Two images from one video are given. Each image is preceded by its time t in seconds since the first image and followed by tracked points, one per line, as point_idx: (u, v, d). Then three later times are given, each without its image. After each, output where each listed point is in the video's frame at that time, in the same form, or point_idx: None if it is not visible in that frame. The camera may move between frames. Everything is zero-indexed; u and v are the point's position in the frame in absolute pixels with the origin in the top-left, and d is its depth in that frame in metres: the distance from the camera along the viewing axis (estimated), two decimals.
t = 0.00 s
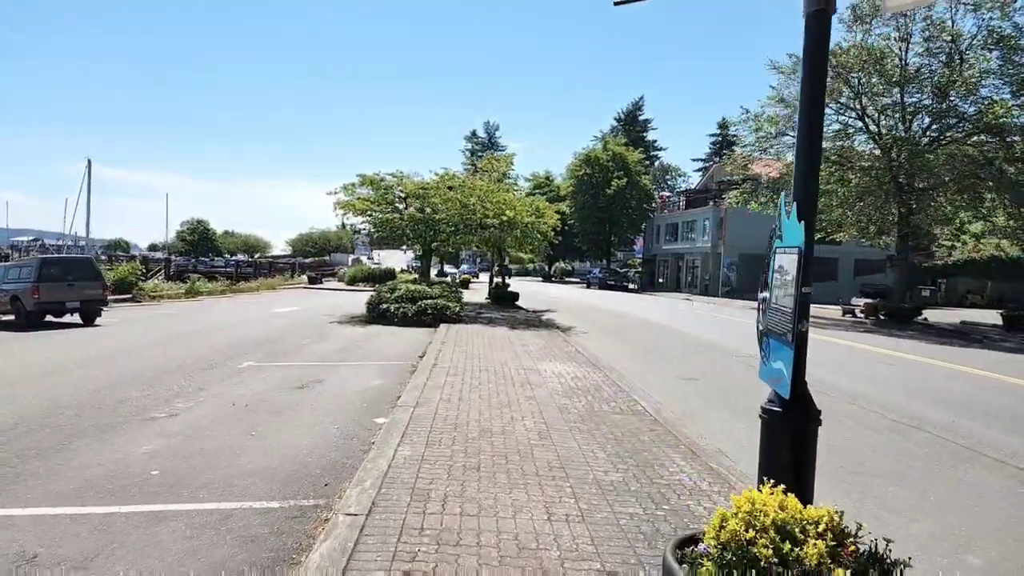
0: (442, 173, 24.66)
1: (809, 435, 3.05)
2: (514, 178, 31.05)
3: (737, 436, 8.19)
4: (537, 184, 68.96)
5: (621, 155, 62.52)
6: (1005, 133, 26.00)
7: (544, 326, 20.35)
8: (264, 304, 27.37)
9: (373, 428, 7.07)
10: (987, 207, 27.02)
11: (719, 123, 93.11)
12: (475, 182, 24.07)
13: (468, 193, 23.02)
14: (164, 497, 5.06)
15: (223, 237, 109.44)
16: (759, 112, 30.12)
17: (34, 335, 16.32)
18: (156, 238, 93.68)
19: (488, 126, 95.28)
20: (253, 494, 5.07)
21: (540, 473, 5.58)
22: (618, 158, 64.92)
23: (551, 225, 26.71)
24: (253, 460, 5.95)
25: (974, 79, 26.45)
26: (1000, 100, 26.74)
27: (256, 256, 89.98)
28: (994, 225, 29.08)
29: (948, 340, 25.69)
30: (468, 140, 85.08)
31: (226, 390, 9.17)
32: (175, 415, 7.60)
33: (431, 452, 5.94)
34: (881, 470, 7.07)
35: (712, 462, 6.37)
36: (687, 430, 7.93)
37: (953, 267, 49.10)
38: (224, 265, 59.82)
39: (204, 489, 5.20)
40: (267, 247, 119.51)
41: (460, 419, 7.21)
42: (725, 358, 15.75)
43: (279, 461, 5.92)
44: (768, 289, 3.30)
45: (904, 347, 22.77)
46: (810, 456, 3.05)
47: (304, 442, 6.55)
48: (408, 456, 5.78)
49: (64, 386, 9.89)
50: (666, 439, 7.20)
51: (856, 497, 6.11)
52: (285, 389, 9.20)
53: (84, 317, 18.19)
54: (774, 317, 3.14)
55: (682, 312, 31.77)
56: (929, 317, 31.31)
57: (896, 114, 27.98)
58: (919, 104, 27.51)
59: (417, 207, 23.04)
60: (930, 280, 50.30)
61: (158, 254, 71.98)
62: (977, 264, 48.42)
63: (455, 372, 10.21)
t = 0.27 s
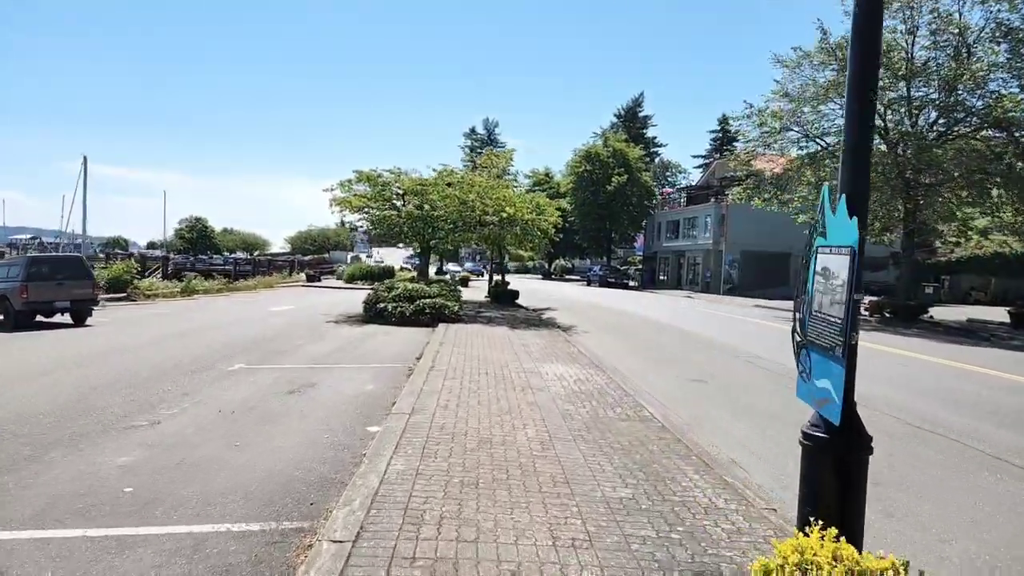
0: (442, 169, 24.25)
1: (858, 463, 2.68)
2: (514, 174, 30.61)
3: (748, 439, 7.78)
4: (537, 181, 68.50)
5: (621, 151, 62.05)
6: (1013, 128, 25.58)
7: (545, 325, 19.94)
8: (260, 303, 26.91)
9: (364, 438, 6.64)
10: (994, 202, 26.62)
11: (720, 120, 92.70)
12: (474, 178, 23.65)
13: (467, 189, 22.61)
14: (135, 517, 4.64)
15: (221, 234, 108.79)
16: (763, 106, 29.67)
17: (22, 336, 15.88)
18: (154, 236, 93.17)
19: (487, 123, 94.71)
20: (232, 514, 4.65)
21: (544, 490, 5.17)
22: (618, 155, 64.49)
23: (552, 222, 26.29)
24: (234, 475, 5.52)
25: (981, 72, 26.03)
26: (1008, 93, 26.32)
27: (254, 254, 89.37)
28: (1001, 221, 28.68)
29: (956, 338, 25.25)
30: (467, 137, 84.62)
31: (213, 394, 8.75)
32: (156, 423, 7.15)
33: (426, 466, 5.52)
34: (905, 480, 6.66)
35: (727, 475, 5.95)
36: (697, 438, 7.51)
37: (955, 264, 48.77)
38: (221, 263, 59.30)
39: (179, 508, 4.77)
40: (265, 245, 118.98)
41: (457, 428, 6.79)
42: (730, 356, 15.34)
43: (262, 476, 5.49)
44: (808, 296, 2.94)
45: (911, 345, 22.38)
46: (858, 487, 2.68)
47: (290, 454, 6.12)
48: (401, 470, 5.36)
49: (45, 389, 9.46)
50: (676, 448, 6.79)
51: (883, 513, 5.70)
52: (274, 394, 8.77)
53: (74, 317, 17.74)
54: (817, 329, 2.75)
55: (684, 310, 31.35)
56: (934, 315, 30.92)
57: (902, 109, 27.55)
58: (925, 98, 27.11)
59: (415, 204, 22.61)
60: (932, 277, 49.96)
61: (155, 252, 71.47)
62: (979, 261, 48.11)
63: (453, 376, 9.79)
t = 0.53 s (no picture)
0: (440, 162, 23.79)
1: (914, 485, 2.57)
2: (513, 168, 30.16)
3: (759, 439, 7.39)
4: (536, 176, 68.00)
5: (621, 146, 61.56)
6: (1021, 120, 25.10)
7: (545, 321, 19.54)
8: (256, 298, 26.51)
9: (353, 443, 6.25)
10: (1001, 196, 26.18)
11: (721, 114, 92.07)
12: (472, 171, 23.20)
13: (466, 182, 22.17)
14: (98, 532, 4.25)
15: (219, 230, 108.23)
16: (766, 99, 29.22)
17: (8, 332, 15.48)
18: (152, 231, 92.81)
19: (487, 117, 94.11)
20: (204, 529, 4.26)
21: (544, 501, 4.78)
22: (619, 149, 64.02)
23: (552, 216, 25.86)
24: (211, 484, 5.13)
25: (988, 64, 25.53)
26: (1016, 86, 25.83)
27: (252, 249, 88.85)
28: (1007, 215, 28.23)
29: (963, 334, 24.80)
30: (467, 132, 84.11)
31: (198, 395, 8.36)
32: (133, 426, 6.78)
33: (419, 474, 5.13)
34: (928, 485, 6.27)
35: (741, 483, 5.56)
36: (706, 440, 7.13)
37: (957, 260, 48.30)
38: (218, 258, 58.83)
39: (147, 523, 4.39)
40: (264, 240, 118.41)
41: (453, 432, 6.38)
42: (734, 350, 14.91)
43: (240, 485, 5.10)
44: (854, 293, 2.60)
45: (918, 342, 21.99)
46: (915, 510, 2.58)
47: (273, 460, 5.73)
48: (391, 480, 4.97)
49: (24, 387, 9.07)
50: (685, 453, 6.40)
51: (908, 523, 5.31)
52: (261, 395, 8.39)
53: (62, 313, 17.33)
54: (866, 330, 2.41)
55: (686, 305, 30.99)
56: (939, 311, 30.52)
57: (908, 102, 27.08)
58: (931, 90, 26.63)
59: (412, 197, 22.18)
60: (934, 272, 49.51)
61: (152, 248, 70.98)
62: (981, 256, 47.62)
63: (450, 375, 9.39)
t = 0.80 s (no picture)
0: (439, 156, 23.33)
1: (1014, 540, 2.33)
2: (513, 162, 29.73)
3: (774, 446, 6.99)
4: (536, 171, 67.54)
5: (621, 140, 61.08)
6: None
7: (545, 318, 19.12)
8: (252, 295, 26.10)
9: (343, 453, 5.84)
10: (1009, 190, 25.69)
11: (721, 110, 91.56)
12: (471, 165, 22.75)
13: (464, 176, 21.73)
14: (54, 559, 3.85)
15: (218, 225, 107.78)
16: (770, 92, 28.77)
17: None
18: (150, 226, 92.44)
19: (486, 112, 93.56)
20: (170, 557, 3.86)
21: (548, 522, 4.37)
22: (619, 144, 63.56)
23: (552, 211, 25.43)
24: (184, 503, 4.73)
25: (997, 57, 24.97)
26: None
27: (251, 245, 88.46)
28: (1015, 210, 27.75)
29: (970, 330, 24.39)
30: (466, 127, 83.63)
31: (182, 399, 7.95)
32: (108, 434, 6.37)
33: (411, 492, 4.72)
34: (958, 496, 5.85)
35: (759, 499, 5.16)
36: (718, 447, 6.73)
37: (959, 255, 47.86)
38: (217, 254, 58.44)
39: (108, 548, 3.98)
40: (263, 235, 118.01)
41: (450, 442, 5.97)
42: (740, 349, 14.53)
43: (216, 505, 4.69)
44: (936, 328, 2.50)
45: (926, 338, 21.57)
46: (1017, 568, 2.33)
47: (254, 474, 5.32)
48: (380, 498, 4.55)
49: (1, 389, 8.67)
50: (697, 463, 5.99)
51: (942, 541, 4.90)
52: (247, 399, 7.99)
53: (52, 311, 16.94)
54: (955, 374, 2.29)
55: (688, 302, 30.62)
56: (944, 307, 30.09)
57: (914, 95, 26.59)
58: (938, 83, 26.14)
59: (410, 192, 21.74)
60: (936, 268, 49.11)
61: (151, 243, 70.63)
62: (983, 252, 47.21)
63: (447, 376, 8.98)
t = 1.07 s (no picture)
0: (438, 151, 22.85)
1: None
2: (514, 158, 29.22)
3: (798, 456, 6.54)
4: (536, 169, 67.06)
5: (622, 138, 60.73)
6: None
7: (548, 318, 18.67)
8: (248, 294, 25.63)
9: (336, 465, 5.39)
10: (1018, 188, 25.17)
11: (721, 108, 91.04)
12: (471, 161, 22.23)
13: (464, 171, 21.21)
14: None
15: (215, 223, 107.14)
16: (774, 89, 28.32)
17: None
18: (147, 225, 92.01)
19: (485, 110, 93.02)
20: None
21: (566, 550, 3.90)
22: (619, 142, 63.08)
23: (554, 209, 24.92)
24: (158, 524, 4.27)
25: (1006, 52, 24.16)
26: None
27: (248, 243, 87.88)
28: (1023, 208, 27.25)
29: (979, 329, 23.96)
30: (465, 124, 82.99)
31: (165, 405, 7.49)
32: (84, 445, 5.94)
33: (411, 512, 4.27)
34: (1004, 509, 5.39)
35: (793, 517, 4.72)
36: (738, 457, 6.30)
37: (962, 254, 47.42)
38: (213, 252, 57.88)
39: None
40: (261, 233, 117.43)
41: (452, 453, 5.52)
42: (750, 349, 14.09)
43: (193, 528, 4.23)
44: None
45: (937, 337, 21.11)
46: None
47: (238, 491, 4.87)
48: (375, 520, 4.11)
49: None
50: (720, 476, 5.54)
51: (994, 564, 4.46)
52: (236, 405, 7.55)
53: (39, 311, 16.46)
54: None
55: (691, 301, 30.20)
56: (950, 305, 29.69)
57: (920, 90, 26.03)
58: (945, 79, 25.42)
59: (408, 188, 21.24)
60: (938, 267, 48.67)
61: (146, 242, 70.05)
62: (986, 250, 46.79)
63: (449, 379, 8.54)
